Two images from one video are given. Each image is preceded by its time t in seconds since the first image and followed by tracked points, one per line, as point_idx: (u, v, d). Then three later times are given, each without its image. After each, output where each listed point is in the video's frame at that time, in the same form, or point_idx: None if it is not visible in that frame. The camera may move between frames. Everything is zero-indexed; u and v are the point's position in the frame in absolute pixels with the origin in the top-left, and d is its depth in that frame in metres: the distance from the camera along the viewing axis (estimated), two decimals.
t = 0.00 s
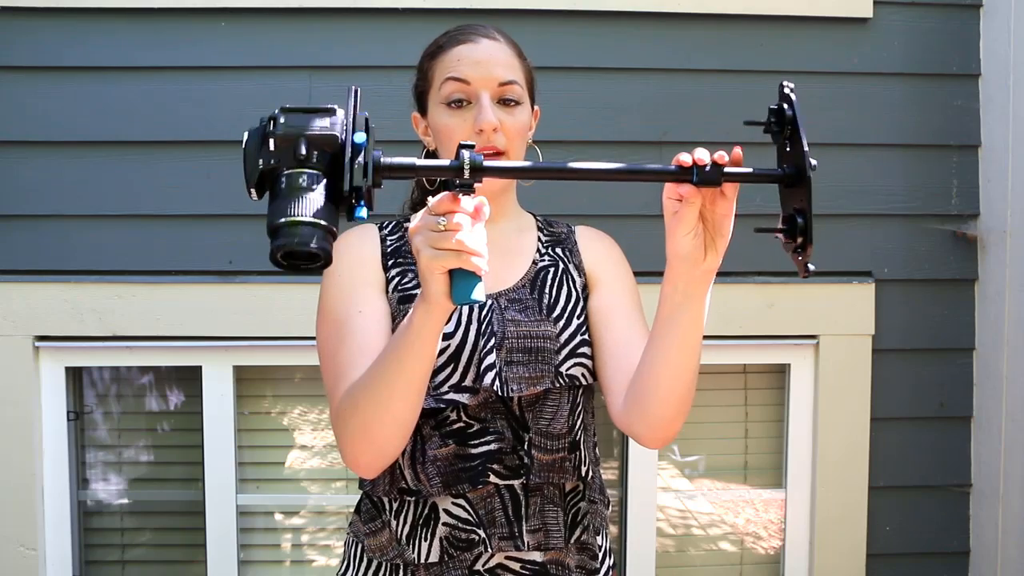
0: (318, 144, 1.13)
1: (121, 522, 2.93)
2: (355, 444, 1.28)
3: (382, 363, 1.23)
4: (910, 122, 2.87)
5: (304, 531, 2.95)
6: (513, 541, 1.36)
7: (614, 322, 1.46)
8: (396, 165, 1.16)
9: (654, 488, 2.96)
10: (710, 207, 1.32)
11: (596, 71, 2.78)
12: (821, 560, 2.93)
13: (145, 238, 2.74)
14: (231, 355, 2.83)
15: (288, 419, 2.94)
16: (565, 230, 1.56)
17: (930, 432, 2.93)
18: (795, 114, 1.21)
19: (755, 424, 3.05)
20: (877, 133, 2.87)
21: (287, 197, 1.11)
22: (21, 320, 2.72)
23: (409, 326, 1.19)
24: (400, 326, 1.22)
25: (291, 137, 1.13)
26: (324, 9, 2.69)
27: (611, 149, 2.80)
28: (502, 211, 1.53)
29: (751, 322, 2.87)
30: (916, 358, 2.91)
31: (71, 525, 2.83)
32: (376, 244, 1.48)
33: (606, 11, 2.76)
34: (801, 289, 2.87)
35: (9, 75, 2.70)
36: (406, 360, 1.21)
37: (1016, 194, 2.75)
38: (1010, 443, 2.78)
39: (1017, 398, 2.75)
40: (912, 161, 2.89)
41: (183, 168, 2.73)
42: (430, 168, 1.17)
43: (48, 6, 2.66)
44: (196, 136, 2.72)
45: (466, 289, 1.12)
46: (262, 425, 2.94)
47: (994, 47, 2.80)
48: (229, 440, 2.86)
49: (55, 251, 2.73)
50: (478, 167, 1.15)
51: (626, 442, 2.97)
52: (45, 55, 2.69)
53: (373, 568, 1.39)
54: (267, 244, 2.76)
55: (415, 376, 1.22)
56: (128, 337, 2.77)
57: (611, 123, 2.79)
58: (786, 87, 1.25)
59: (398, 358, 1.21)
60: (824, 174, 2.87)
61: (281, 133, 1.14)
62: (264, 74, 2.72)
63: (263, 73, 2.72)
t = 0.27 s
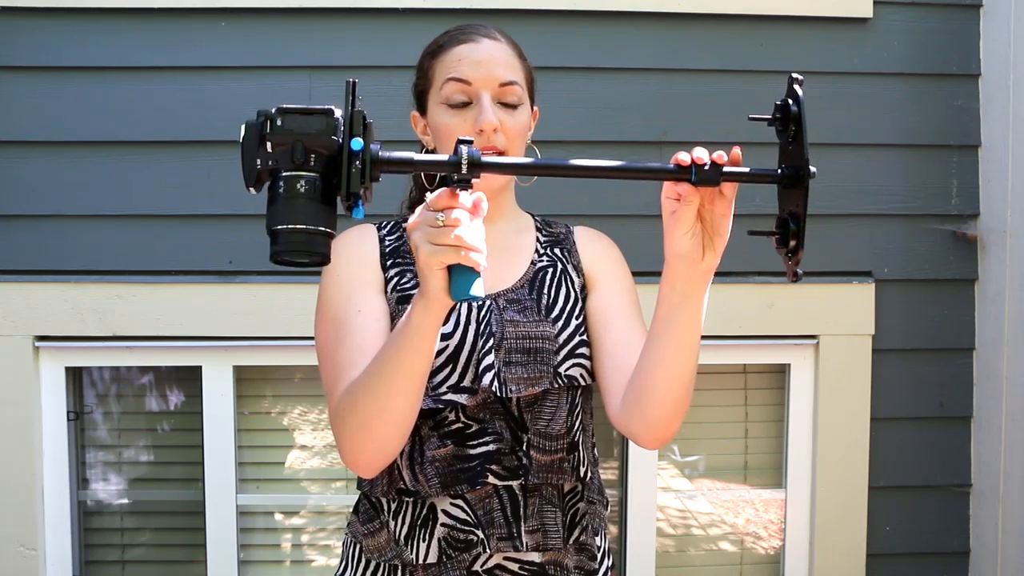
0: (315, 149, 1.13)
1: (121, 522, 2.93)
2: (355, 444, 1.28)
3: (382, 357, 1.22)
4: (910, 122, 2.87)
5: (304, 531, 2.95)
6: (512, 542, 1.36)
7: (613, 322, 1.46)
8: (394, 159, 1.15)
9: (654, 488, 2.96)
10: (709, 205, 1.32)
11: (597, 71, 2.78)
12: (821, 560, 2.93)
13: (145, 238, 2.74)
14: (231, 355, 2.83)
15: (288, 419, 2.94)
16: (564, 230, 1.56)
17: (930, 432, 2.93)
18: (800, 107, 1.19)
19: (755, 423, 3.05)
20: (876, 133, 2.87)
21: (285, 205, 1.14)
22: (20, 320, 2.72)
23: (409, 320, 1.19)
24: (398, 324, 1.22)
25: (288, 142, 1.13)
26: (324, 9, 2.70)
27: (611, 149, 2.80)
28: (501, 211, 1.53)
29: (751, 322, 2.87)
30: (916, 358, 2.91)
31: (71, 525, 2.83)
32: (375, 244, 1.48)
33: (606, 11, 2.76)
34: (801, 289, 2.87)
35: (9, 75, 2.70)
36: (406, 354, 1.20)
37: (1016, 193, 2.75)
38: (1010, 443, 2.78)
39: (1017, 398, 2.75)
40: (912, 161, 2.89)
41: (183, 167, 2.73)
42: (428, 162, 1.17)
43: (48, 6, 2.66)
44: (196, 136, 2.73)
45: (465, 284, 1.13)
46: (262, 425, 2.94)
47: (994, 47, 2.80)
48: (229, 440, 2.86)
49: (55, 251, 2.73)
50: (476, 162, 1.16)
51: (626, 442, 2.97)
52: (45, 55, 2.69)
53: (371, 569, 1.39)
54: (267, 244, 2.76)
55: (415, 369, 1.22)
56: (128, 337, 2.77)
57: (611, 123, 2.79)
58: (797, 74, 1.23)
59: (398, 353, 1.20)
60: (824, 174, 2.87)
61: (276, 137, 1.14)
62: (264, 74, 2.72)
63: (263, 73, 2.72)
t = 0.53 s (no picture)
0: (315, 139, 1.12)
1: (121, 522, 2.93)
2: (356, 443, 1.28)
3: (383, 355, 1.22)
4: (910, 121, 2.87)
5: (304, 531, 2.95)
6: (511, 543, 1.36)
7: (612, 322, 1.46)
8: (396, 154, 1.14)
9: (654, 488, 2.96)
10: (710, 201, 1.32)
11: (597, 71, 2.78)
12: (821, 560, 2.93)
13: (145, 238, 2.74)
14: (231, 355, 2.83)
15: (288, 419, 2.94)
16: (562, 230, 1.56)
17: (930, 432, 2.92)
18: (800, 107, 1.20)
19: (755, 423, 3.04)
20: (876, 133, 2.87)
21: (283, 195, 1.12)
22: (20, 320, 2.72)
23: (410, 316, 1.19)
24: (399, 322, 1.22)
25: (290, 131, 1.13)
26: (324, 9, 2.70)
27: (611, 150, 2.80)
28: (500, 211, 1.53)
29: (751, 322, 2.87)
30: (916, 358, 2.91)
31: (71, 525, 2.84)
32: (374, 245, 1.48)
33: (606, 10, 2.76)
34: (802, 288, 2.87)
35: (9, 75, 2.70)
36: (407, 351, 1.20)
37: (1016, 193, 2.75)
38: (1010, 443, 2.78)
39: (1017, 398, 2.75)
40: (912, 161, 2.89)
41: (182, 167, 2.73)
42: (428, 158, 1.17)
43: (48, 6, 2.66)
44: (196, 136, 2.73)
45: (465, 280, 1.13)
46: (262, 425, 2.94)
47: (994, 47, 2.80)
48: (229, 440, 2.86)
49: (55, 251, 2.73)
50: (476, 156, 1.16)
51: (626, 442, 2.97)
52: (45, 55, 2.69)
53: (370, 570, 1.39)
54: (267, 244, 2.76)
55: (416, 366, 1.21)
56: (128, 337, 2.77)
57: (611, 122, 2.79)
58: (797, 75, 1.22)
59: (399, 350, 1.20)
60: (824, 174, 2.87)
61: (277, 127, 1.13)
62: (264, 74, 2.72)
63: (263, 73, 2.72)
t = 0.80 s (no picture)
0: (320, 127, 1.12)
1: (121, 522, 2.93)
2: (361, 440, 1.27)
3: (388, 350, 1.22)
4: (909, 121, 2.87)
5: (304, 531, 2.95)
6: (511, 544, 1.36)
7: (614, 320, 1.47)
8: (401, 145, 1.14)
9: (654, 488, 2.97)
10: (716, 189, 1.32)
11: (597, 71, 2.78)
12: (821, 560, 2.93)
13: (145, 238, 2.74)
14: (231, 355, 2.83)
15: (288, 419, 2.94)
16: (562, 230, 1.56)
17: (930, 432, 2.93)
18: (805, 92, 1.20)
19: (755, 423, 3.05)
20: (876, 133, 2.87)
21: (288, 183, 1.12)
22: (20, 320, 2.72)
23: (416, 310, 1.19)
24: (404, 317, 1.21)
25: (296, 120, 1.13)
26: (324, 9, 2.70)
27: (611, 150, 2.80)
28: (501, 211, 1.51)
29: (750, 322, 2.87)
30: (916, 358, 2.91)
31: (71, 525, 2.83)
32: (374, 245, 1.48)
33: (606, 10, 2.76)
34: (802, 288, 2.87)
35: (9, 75, 2.70)
36: (413, 347, 1.20)
37: (1015, 193, 2.76)
38: (1010, 443, 2.78)
39: (1017, 398, 2.75)
40: (912, 161, 2.89)
41: (182, 167, 2.73)
42: (435, 146, 1.17)
43: (48, 6, 2.66)
44: (196, 136, 2.73)
45: (472, 270, 1.13)
46: (262, 425, 2.94)
47: (994, 47, 2.80)
48: (229, 440, 2.86)
49: (55, 251, 2.73)
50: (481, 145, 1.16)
51: (626, 442, 2.97)
52: (45, 55, 2.69)
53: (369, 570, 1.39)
54: (267, 244, 2.75)
55: (422, 362, 1.21)
56: (128, 337, 2.77)
57: (611, 123, 2.79)
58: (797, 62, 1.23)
59: (405, 345, 1.20)
60: (823, 174, 2.87)
61: (283, 116, 1.14)
62: (264, 74, 2.72)
63: (263, 73, 2.72)
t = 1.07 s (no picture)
0: (334, 119, 1.09)
1: (121, 522, 2.93)
2: (371, 440, 1.27)
3: (401, 348, 1.22)
4: (910, 121, 2.87)
5: (304, 531, 2.95)
6: (511, 546, 1.36)
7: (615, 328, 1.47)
8: (414, 139, 1.12)
9: (654, 488, 2.97)
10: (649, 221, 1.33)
11: (597, 71, 2.78)
12: (821, 560, 2.93)
13: (145, 238, 2.74)
14: (231, 355, 2.83)
15: (288, 419, 2.94)
16: (564, 232, 1.56)
17: (930, 432, 2.93)
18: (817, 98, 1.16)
19: (755, 424, 3.05)
20: (876, 133, 2.87)
21: (298, 174, 1.09)
22: (20, 320, 2.72)
23: (429, 307, 1.19)
24: (414, 315, 1.22)
25: (309, 111, 1.10)
26: (324, 9, 2.70)
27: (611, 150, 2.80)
28: (505, 211, 1.51)
29: (751, 322, 2.87)
30: (916, 358, 2.91)
31: (71, 525, 2.83)
32: (375, 244, 1.47)
33: (605, 11, 2.76)
34: (802, 288, 2.87)
35: (9, 75, 2.70)
36: (426, 344, 1.20)
37: (1015, 193, 2.76)
38: (1010, 443, 2.78)
39: (1017, 398, 2.75)
40: (912, 162, 2.89)
41: (183, 168, 2.73)
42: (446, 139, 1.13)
43: (48, 6, 2.66)
44: (196, 137, 2.73)
45: (488, 266, 1.12)
46: (262, 425, 2.94)
47: (994, 47, 2.80)
48: (229, 440, 2.86)
49: (55, 251, 2.73)
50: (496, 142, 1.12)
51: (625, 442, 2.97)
52: (45, 55, 2.69)
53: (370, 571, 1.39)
54: (267, 244, 2.75)
55: (435, 359, 1.22)
56: (128, 337, 2.77)
57: (611, 123, 2.79)
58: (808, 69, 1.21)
59: (418, 342, 1.20)
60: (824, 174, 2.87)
61: (296, 106, 1.11)
62: (264, 74, 2.72)
63: (263, 73, 2.72)
